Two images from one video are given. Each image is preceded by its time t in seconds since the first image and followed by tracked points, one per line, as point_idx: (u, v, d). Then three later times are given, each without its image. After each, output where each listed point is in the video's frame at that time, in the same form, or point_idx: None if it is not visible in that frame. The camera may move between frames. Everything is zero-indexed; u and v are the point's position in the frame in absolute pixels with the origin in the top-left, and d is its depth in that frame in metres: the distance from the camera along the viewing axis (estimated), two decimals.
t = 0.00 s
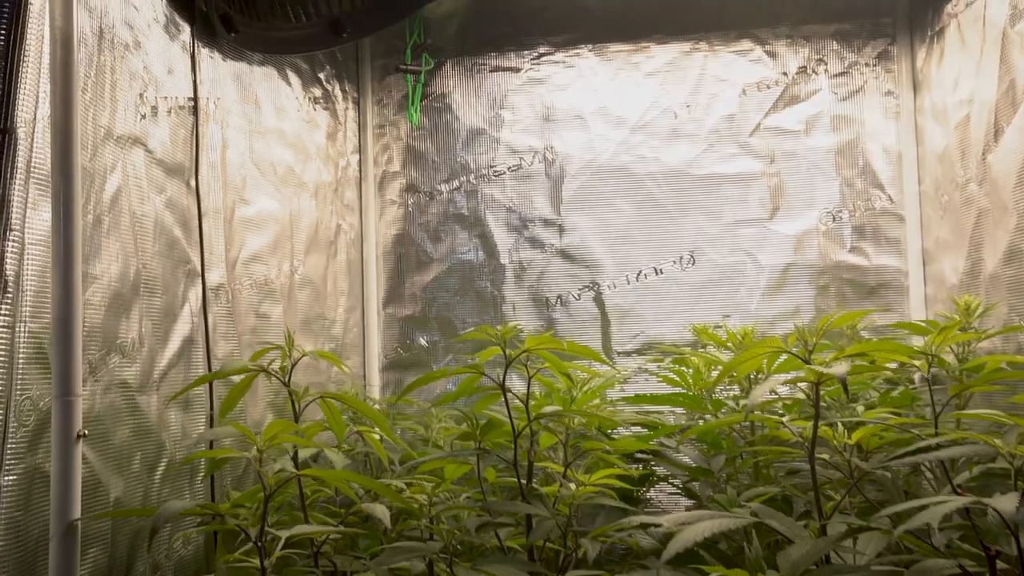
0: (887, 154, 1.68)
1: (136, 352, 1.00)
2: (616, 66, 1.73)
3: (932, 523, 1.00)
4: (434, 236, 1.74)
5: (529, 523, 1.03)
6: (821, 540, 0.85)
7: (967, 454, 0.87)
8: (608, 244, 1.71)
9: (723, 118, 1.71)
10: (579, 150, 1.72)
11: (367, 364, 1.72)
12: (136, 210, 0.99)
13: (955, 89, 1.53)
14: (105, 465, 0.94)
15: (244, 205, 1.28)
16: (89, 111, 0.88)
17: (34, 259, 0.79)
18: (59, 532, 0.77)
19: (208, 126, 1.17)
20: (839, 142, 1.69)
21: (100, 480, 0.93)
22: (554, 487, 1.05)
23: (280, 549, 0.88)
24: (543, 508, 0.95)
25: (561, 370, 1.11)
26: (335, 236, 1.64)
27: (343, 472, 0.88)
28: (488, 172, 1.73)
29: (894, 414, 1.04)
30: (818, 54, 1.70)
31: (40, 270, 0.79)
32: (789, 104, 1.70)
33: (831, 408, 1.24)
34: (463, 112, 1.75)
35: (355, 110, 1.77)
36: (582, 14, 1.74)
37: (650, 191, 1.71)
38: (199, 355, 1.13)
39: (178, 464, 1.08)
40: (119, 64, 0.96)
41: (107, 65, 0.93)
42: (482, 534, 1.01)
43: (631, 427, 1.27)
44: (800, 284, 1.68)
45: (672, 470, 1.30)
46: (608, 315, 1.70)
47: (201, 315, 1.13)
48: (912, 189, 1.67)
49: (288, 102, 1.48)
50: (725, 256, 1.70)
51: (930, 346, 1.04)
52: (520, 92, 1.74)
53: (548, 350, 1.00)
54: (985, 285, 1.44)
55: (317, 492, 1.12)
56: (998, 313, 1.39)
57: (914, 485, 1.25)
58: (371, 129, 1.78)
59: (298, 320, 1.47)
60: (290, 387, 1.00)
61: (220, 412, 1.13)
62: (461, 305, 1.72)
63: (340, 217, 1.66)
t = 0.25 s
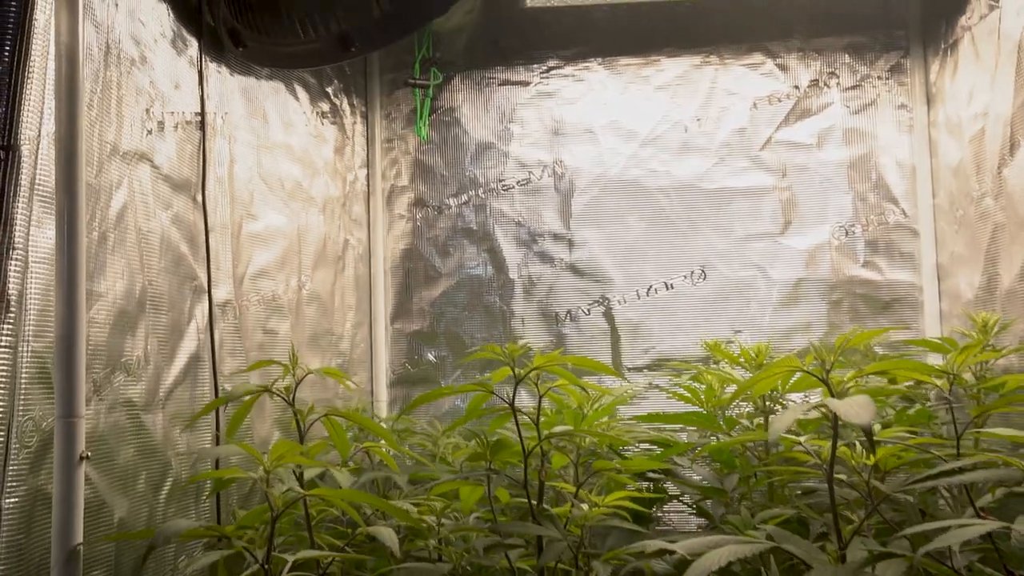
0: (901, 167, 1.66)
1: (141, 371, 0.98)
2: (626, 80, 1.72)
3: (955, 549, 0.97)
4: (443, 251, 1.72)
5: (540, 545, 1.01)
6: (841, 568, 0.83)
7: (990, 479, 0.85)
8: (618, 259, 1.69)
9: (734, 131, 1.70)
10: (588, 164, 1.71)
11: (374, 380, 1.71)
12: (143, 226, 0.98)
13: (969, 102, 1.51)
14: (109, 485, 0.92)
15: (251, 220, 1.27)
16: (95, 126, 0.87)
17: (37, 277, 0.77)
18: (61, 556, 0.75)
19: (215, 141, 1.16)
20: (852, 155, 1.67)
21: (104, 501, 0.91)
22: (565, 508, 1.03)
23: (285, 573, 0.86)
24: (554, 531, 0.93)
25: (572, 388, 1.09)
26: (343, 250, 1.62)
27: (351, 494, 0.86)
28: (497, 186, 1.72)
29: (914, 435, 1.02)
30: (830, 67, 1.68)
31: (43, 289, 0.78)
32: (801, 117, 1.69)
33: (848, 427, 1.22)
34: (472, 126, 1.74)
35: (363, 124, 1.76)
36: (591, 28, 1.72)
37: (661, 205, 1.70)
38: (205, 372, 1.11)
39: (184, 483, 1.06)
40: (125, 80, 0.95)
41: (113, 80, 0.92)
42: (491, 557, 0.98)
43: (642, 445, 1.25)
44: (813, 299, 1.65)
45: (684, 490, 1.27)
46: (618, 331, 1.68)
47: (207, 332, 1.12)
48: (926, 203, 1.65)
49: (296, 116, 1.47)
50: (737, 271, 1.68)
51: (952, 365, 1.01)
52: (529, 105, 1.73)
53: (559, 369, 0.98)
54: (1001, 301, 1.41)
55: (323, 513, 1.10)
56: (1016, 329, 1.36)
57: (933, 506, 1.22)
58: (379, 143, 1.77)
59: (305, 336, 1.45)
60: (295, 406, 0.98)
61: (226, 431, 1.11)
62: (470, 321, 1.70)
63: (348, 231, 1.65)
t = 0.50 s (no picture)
0: (913, 182, 1.64)
1: (144, 389, 0.97)
2: (634, 94, 1.71)
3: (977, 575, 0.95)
4: (450, 266, 1.71)
5: (550, 568, 0.98)
6: None
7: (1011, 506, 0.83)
8: (627, 274, 1.68)
9: (744, 145, 1.68)
10: (597, 179, 1.70)
11: (381, 396, 1.69)
12: (147, 242, 0.96)
13: (983, 117, 1.49)
14: (112, 506, 0.90)
15: (257, 235, 1.26)
16: (99, 142, 0.86)
17: (39, 295, 0.75)
18: None
19: (220, 155, 1.15)
20: (863, 169, 1.65)
21: (106, 523, 0.89)
22: (576, 531, 1.00)
23: None
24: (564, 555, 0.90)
25: (583, 408, 1.07)
26: (350, 265, 1.61)
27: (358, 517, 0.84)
28: (505, 200, 1.71)
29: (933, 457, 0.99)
30: (841, 80, 1.67)
31: (45, 307, 0.77)
32: (811, 131, 1.67)
33: (864, 447, 1.19)
34: (479, 140, 1.72)
35: (370, 138, 1.75)
36: (600, 41, 1.71)
37: (670, 219, 1.68)
38: (210, 389, 1.09)
39: (187, 503, 1.04)
40: (130, 95, 0.94)
41: (118, 95, 0.91)
42: None
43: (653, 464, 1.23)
44: (825, 314, 1.63)
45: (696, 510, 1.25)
46: (627, 346, 1.66)
47: (212, 348, 1.10)
48: (939, 217, 1.63)
49: (302, 130, 1.46)
50: (747, 285, 1.66)
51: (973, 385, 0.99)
52: (537, 119, 1.72)
53: (569, 389, 0.96)
54: (1016, 317, 1.39)
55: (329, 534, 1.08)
56: None
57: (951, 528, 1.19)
58: (386, 157, 1.76)
59: (311, 352, 1.43)
60: (301, 426, 0.96)
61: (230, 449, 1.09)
62: (477, 336, 1.68)
63: (355, 246, 1.64)
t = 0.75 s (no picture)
0: (925, 197, 1.62)
1: (149, 409, 0.95)
2: (643, 108, 1.70)
3: None
4: (457, 281, 1.69)
5: None
6: None
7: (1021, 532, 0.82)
8: (637, 290, 1.66)
9: (754, 160, 1.66)
10: (605, 194, 1.68)
11: (387, 413, 1.67)
12: (151, 260, 0.95)
13: (997, 132, 1.48)
14: (114, 528, 0.88)
15: (264, 251, 1.25)
16: (103, 160, 0.85)
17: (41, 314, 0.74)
18: None
19: (227, 171, 1.14)
20: (875, 184, 1.64)
21: (108, 546, 0.87)
22: (586, 555, 0.98)
23: None
24: None
25: (593, 429, 1.05)
26: (356, 281, 1.59)
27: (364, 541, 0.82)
28: (513, 216, 1.70)
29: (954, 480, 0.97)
30: (852, 94, 1.65)
31: (47, 327, 0.75)
32: (822, 146, 1.65)
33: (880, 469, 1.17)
34: (487, 155, 1.71)
35: (377, 153, 1.74)
36: (608, 55, 1.70)
37: (680, 235, 1.66)
38: (215, 408, 1.08)
39: (191, 524, 1.02)
40: (135, 111, 0.93)
41: (123, 112, 0.90)
42: None
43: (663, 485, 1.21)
44: (837, 330, 1.61)
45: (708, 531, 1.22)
46: (636, 363, 1.64)
47: (217, 366, 1.08)
48: (952, 233, 1.61)
49: (309, 146, 1.45)
50: (758, 301, 1.64)
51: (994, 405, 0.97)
52: (546, 134, 1.71)
53: (580, 410, 0.95)
54: None
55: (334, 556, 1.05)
56: None
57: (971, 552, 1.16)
58: (393, 173, 1.75)
59: (318, 369, 1.42)
60: (307, 446, 0.95)
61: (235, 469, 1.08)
62: (485, 352, 1.66)
63: (362, 261, 1.62)
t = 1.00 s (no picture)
0: (938, 207, 1.60)
1: (153, 424, 0.93)
2: (652, 118, 1.68)
3: None
4: (465, 293, 1.68)
5: None
6: None
7: None
8: (646, 301, 1.64)
9: (764, 170, 1.65)
10: (614, 204, 1.67)
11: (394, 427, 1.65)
12: (156, 273, 0.94)
13: (1010, 142, 1.45)
14: (118, 547, 0.86)
15: (269, 263, 1.24)
16: (107, 172, 0.84)
17: (43, 331, 0.73)
18: None
19: (232, 184, 1.13)
20: (887, 194, 1.62)
21: (112, 565, 0.85)
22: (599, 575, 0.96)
23: None
24: None
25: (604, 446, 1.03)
26: (363, 293, 1.58)
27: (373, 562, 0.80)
28: (520, 226, 1.68)
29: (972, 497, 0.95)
30: (863, 103, 1.63)
31: (49, 343, 0.74)
32: (833, 155, 1.64)
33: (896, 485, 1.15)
34: (494, 166, 1.70)
35: (384, 164, 1.73)
36: (617, 64, 1.69)
37: (689, 245, 1.65)
38: (221, 423, 1.06)
39: (195, 541, 1.00)
40: (140, 123, 0.92)
41: (127, 124, 0.89)
42: None
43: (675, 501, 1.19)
44: (849, 342, 1.59)
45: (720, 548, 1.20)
46: (646, 375, 1.62)
47: (222, 381, 1.07)
48: (965, 243, 1.59)
49: (316, 157, 1.44)
50: (768, 313, 1.62)
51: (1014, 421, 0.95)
52: (553, 145, 1.69)
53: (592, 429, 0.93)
54: None
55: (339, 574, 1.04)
56: None
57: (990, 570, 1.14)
58: (400, 184, 1.74)
59: (324, 381, 1.40)
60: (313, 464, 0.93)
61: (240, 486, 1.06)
62: (493, 364, 1.65)
63: (368, 273, 1.61)
